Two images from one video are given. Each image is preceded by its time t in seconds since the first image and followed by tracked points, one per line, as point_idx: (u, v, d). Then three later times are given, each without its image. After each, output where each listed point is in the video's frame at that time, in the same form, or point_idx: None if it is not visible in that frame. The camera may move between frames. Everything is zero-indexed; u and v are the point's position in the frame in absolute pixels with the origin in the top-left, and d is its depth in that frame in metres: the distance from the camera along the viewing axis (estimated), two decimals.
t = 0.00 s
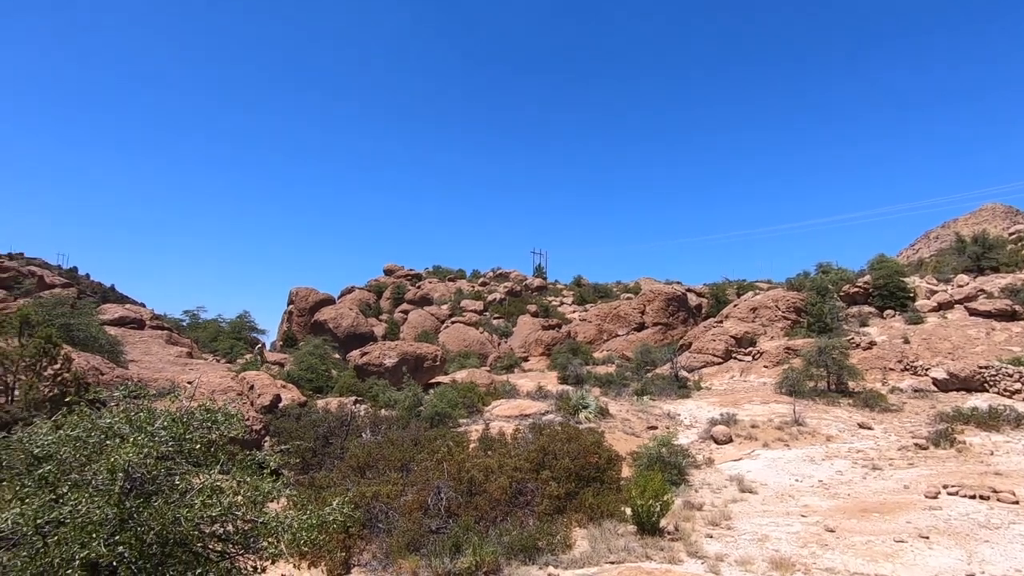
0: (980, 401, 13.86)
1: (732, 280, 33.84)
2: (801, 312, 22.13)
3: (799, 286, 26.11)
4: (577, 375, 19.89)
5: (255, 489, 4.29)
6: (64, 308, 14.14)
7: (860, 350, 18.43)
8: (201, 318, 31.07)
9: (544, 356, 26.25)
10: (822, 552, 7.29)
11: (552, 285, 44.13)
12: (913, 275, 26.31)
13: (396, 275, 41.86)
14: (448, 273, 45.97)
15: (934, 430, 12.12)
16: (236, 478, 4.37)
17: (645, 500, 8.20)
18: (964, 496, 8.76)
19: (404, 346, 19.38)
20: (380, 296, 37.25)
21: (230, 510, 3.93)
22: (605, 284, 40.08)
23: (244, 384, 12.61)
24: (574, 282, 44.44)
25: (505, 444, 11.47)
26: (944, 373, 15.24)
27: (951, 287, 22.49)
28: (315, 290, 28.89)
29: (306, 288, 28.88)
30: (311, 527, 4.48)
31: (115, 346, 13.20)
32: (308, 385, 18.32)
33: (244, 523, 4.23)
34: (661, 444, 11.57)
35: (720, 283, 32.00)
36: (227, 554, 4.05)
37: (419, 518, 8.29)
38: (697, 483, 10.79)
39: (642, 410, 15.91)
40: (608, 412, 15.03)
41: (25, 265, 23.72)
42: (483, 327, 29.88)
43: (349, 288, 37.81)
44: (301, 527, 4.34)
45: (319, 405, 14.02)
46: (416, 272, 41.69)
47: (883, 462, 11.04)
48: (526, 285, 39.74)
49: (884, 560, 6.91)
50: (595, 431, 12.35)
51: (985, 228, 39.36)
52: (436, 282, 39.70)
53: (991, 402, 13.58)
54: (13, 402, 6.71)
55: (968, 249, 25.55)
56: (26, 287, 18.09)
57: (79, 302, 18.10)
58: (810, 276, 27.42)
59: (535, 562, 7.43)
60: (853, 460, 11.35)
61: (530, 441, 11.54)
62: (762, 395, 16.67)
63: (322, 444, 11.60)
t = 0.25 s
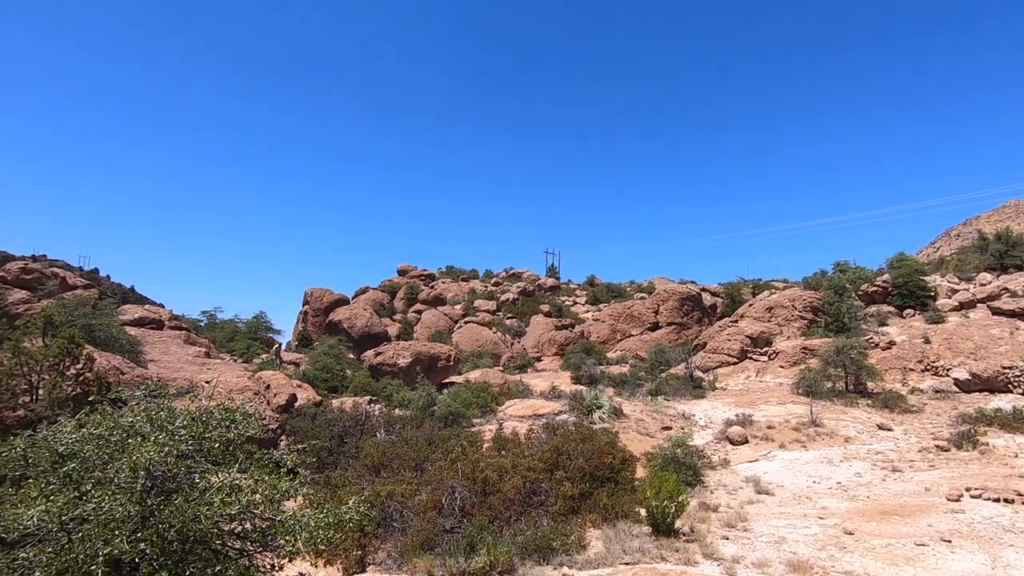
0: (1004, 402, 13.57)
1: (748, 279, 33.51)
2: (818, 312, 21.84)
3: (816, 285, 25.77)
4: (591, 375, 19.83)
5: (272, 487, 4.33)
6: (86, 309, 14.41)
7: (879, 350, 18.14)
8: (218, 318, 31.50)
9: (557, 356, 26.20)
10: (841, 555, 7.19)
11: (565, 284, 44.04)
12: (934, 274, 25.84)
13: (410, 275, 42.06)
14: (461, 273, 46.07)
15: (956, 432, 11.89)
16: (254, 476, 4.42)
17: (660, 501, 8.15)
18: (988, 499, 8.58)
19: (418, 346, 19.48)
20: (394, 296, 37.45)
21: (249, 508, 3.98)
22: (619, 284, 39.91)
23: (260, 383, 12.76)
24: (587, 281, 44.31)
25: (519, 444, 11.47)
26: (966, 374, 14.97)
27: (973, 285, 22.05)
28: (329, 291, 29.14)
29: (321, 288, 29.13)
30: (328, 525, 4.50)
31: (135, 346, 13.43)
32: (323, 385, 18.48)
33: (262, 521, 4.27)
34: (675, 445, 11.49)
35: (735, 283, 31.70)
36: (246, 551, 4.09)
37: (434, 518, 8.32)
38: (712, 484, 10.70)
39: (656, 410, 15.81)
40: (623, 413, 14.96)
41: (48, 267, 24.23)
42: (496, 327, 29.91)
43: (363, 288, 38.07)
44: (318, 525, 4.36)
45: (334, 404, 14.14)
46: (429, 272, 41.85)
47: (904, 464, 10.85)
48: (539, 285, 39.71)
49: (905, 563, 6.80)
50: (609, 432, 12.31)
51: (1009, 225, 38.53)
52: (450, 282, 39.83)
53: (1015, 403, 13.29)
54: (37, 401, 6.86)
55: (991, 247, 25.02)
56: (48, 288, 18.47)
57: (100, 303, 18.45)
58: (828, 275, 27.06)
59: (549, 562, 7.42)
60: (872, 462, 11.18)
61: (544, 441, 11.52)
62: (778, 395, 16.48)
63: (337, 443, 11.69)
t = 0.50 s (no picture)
0: None
1: (762, 278, 33.17)
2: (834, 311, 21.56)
3: (832, 285, 25.43)
4: (603, 375, 19.75)
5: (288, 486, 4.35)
6: (105, 309, 14.66)
7: (897, 350, 17.86)
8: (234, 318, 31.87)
9: (569, 356, 26.14)
10: (859, 558, 7.08)
11: (577, 284, 43.94)
12: (954, 273, 25.38)
13: (422, 276, 42.23)
14: (473, 273, 46.16)
15: (976, 434, 11.67)
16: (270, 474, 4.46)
17: (674, 502, 8.10)
18: (1010, 503, 8.41)
19: (431, 345, 19.56)
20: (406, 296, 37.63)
21: (265, 506, 4.00)
22: (631, 284, 39.73)
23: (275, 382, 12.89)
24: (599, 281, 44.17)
25: (532, 444, 11.45)
26: (988, 375, 14.74)
27: (994, 285, 21.63)
28: (342, 291, 29.35)
29: (334, 288, 29.35)
30: (343, 523, 4.51)
31: (153, 346, 13.63)
32: (336, 384, 18.61)
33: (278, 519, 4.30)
34: (689, 445, 11.41)
35: (749, 282, 31.41)
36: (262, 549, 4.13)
37: (447, 517, 8.34)
38: (727, 486, 10.61)
39: (670, 411, 15.71)
40: (635, 413, 14.89)
41: (68, 268, 24.69)
42: (508, 327, 29.91)
43: (375, 288, 38.28)
44: (333, 523, 4.38)
45: (347, 404, 14.24)
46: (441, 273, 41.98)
47: (923, 466, 10.68)
48: (551, 284, 39.65)
49: (924, 567, 6.68)
50: (622, 432, 12.26)
51: None
52: (461, 282, 39.93)
53: None
54: (59, 399, 7.00)
55: (1013, 245, 24.53)
56: (69, 289, 18.81)
57: (119, 303, 18.76)
58: (844, 274, 26.71)
59: (562, 563, 7.40)
60: (890, 464, 11.00)
61: (556, 441, 11.50)
62: (794, 396, 16.29)
63: (351, 443, 11.78)
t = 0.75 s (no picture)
0: None
1: (776, 278, 32.84)
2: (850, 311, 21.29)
3: (848, 284, 25.11)
4: (615, 374, 19.69)
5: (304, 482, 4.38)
6: (123, 308, 14.91)
7: (914, 350, 17.59)
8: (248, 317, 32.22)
9: (581, 355, 26.08)
10: (876, 561, 7.00)
11: (589, 284, 43.83)
12: (973, 272, 24.95)
13: (433, 275, 42.39)
14: (484, 272, 46.21)
15: (997, 436, 11.46)
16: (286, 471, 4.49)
17: (687, 502, 8.05)
18: None
19: (443, 345, 19.65)
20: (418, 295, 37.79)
21: (281, 503, 4.03)
22: (643, 283, 39.55)
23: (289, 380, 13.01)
24: (611, 280, 44.01)
25: (544, 443, 11.44)
26: (1009, 376, 14.47)
27: (1015, 284, 21.21)
28: (355, 291, 29.53)
29: (347, 288, 29.57)
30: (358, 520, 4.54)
31: (169, 345, 13.82)
32: (349, 383, 18.74)
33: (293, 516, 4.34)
34: (702, 445, 11.33)
35: (763, 281, 31.12)
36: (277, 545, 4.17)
37: (459, 516, 8.36)
38: (740, 487, 10.52)
39: (682, 411, 15.61)
40: (648, 413, 14.82)
41: (88, 268, 25.10)
42: (519, 326, 29.91)
43: (388, 288, 38.46)
44: (347, 520, 4.40)
45: (360, 402, 14.33)
46: (453, 272, 42.11)
47: (941, 468, 10.51)
48: (562, 284, 39.58)
49: (943, 570, 6.58)
50: (634, 432, 12.21)
51: None
52: (473, 281, 40.01)
53: None
54: (79, 396, 7.14)
55: None
56: (87, 288, 19.13)
57: (136, 303, 19.03)
58: (860, 273, 26.36)
59: (575, 562, 7.39)
60: (908, 465, 10.84)
61: (568, 440, 11.48)
62: (809, 396, 16.12)
63: (364, 441, 11.86)
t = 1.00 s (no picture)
0: None
1: (790, 276, 32.51)
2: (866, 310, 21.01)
3: (864, 282, 24.79)
4: (627, 374, 19.61)
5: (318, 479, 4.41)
6: (140, 307, 15.12)
7: (932, 349, 17.32)
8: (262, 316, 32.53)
9: (592, 354, 26.00)
10: (893, 563, 6.90)
11: (601, 282, 43.70)
12: (993, 270, 24.51)
13: (445, 274, 42.49)
14: (495, 271, 46.23)
15: (1018, 437, 11.25)
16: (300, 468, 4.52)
17: (700, 503, 7.99)
18: None
19: (455, 343, 19.78)
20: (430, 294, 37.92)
21: (296, 500, 4.06)
22: (656, 282, 39.35)
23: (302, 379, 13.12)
24: (623, 279, 43.84)
25: (555, 442, 11.43)
26: None
27: None
28: (367, 290, 29.68)
29: (359, 287, 29.75)
30: (371, 517, 4.54)
31: (185, 343, 13.99)
32: (362, 381, 18.85)
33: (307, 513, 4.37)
34: (715, 445, 11.25)
35: (776, 279, 30.83)
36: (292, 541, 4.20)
37: (471, 514, 8.38)
38: (754, 487, 10.43)
39: (695, 410, 15.50)
40: (660, 412, 14.74)
41: (106, 267, 25.50)
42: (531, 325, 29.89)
43: (399, 287, 38.60)
44: (361, 517, 4.41)
45: (372, 401, 14.41)
46: (464, 271, 42.18)
47: (960, 469, 10.33)
48: (573, 283, 39.50)
49: (963, 573, 6.47)
50: (647, 431, 12.15)
51: None
52: (484, 280, 40.05)
53: None
54: (98, 393, 7.24)
55: None
56: (105, 288, 19.41)
57: (152, 302, 19.29)
58: (876, 272, 26.01)
59: (587, 561, 7.36)
60: (926, 467, 10.68)
61: (580, 440, 11.45)
62: (824, 396, 15.93)
63: (376, 439, 11.93)
